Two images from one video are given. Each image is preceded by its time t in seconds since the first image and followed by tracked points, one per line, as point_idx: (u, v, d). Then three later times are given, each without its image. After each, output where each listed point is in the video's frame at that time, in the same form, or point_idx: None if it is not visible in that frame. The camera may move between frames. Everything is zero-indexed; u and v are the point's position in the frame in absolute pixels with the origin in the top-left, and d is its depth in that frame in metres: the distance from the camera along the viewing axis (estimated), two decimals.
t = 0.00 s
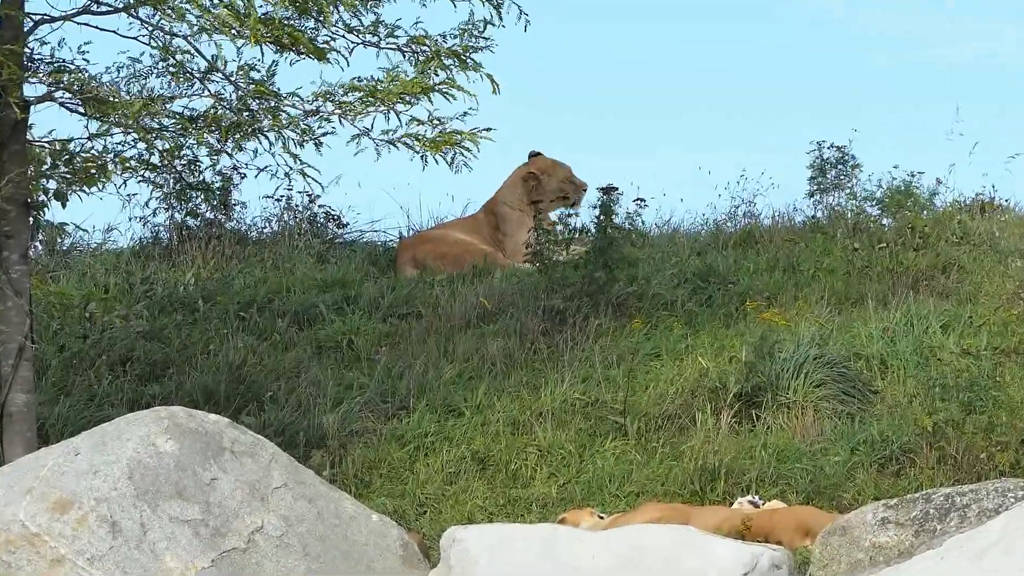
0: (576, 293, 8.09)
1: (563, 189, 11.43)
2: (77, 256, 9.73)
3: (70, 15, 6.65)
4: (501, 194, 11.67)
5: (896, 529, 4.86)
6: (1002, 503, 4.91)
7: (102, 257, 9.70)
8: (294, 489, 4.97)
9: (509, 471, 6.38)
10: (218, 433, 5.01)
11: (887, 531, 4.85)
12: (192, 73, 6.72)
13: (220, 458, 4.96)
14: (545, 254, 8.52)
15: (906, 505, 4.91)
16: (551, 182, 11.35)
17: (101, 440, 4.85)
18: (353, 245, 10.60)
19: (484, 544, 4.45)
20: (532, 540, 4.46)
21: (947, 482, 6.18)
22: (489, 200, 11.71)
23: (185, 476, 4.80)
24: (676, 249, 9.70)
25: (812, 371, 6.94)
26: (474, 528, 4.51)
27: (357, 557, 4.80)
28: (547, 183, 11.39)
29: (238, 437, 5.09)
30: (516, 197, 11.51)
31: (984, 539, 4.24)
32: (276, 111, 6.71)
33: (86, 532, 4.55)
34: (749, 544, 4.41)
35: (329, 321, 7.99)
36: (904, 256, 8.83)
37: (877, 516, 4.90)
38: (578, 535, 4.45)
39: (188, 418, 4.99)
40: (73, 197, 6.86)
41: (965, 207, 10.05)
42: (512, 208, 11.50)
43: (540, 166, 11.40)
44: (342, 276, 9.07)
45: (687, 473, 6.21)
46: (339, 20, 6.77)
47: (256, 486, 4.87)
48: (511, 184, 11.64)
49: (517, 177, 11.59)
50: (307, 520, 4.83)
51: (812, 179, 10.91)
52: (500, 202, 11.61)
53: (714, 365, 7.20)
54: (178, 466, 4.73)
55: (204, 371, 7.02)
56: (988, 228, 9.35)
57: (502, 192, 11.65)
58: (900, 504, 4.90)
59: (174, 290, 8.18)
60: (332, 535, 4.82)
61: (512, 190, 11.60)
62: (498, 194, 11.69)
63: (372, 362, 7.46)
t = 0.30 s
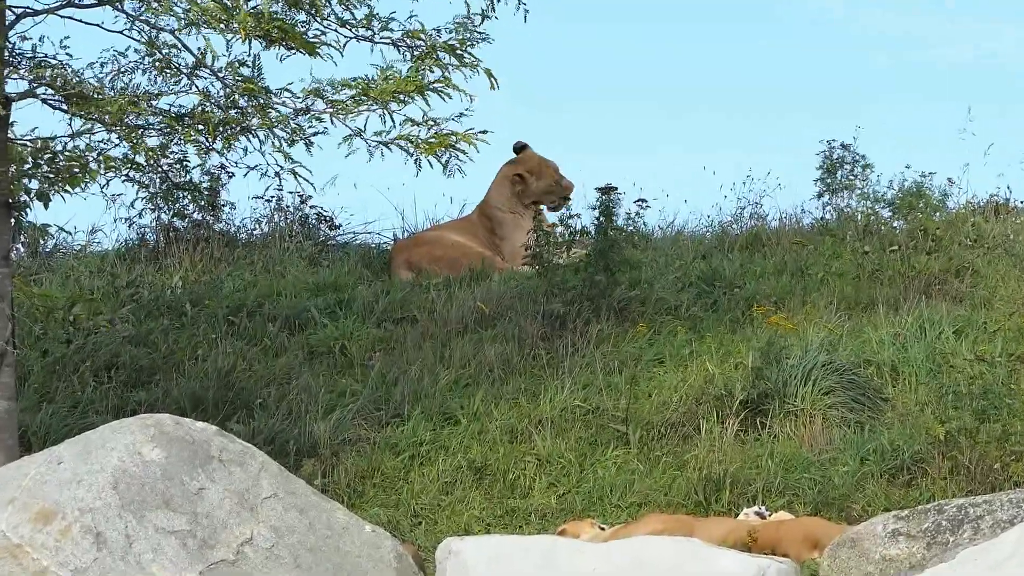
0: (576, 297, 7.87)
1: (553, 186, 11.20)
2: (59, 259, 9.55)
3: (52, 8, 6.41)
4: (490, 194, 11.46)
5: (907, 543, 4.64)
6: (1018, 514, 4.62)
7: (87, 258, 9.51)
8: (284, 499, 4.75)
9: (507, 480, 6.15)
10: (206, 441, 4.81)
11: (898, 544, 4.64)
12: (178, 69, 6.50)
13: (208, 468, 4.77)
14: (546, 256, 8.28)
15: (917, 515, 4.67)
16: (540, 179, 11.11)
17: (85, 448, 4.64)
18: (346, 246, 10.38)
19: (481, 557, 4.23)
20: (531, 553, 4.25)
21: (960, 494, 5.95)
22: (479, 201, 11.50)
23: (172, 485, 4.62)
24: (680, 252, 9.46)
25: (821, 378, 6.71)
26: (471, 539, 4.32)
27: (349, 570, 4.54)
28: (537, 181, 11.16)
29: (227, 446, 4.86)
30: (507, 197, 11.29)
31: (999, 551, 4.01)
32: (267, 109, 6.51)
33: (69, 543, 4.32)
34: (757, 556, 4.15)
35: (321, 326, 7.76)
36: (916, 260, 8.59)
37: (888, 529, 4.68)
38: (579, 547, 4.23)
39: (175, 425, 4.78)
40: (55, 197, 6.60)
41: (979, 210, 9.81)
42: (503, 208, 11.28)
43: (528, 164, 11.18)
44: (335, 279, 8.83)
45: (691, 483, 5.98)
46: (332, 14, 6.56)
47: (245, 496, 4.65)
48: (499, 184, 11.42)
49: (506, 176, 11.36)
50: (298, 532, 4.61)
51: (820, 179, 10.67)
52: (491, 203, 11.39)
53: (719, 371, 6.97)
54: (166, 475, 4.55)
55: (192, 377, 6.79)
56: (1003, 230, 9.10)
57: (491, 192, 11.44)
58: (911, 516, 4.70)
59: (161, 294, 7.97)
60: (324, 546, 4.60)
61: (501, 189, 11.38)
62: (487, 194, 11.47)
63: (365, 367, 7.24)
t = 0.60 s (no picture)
0: (576, 302, 7.63)
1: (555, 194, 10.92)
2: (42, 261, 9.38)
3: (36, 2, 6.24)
4: (488, 198, 11.19)
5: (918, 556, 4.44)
6: None
7: (70, 261, 9.34)
8: (273, 509, 4.53)
9: (504, 490, 5.92)
10: (193, 448, 4.61)
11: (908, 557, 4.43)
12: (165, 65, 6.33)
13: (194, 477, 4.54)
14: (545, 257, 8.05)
15: (928, 528, 4.51)
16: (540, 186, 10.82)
17: (67, 456, 4.44)
18: (338, 249, 10.19)
19: (476, 568, 4.09)
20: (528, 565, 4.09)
21: (975, 506, 5.72)
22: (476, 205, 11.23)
23: (158, 495, 4.42)
24: (683, 255, 9.24)
25: (829, 386, 6.49)
26: (466, 551, 4.19)
27: None
28: (537, 188, 10.87)
29: (214, 456, 4.62)
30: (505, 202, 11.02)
31: (1014, 564, 3.81)
32: (256, 105, 6.34)
33: (51, 555, 4.14)
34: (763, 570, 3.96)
35: (311, 332, 7.53)
36: (928, 264, 8.37)
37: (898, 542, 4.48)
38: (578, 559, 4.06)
39: (161, 433, 4.59)
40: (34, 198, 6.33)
41: (993, 214, 9.59)
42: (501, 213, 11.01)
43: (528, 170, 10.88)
44: (327, 283, 8.60)
45: (694, 493, 5.76)
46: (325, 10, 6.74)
47: (233, 506, 4.44)
48: (497, 188, 11.15)
49: (504, 181, 11.08)
50: (287, 544, 4.39)
51: (829, 180, 10.46)
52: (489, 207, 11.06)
53: (724, 377, 6.75)
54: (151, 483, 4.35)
55: (179, 382, 6.56)
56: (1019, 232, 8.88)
57: (489, 196, 11.17)
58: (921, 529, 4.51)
59: (146, 298, 7.77)
60: (315, 559, 4.37)
61: (500, 194, 11.11)
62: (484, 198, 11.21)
63: (357, 374, 7.00)
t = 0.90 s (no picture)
0: (575, 305, 7.41)
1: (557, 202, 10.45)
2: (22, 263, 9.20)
3: None
4: (490, 196, 10.72)
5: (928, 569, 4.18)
6: None
7: (51, 264, 9.14)
8: (262, 519, 4.32)
9: (500, 500, 5.71)
10: (177, 458, 4.39)
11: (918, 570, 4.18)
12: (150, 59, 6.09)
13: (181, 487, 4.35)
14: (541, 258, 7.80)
15: (940, 538, 4.24)
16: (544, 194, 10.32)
17: (48, 464, 4.20)
18: (328, 250, 10.00)
19: None
20: None
21: (987, 516, 5.48)
22: (476, 200, 10.79)
23: (142, 506, 4.18)
24: (685, 257, 9.03)
25: (836, 392, 6.27)
26: (462, 564, 3.92)
27: None
28: (541, 195, 10.38)
29: (201, 464, 4.44)
30: (506, 204, 10.55)
31: None
32: (245, 103, 6.15)
33: (32, 565, 3.86)
34: None
35: (301, 335, 7.31)
36: (938, 265, 8.17)
37: (907, 552, 4.23)
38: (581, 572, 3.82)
39: (146, 441, 4.37)
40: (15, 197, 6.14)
41: (1005, 214, 9.39)
42: (500, 214, 10.56)
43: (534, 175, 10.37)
44: (316, 284, 8.39)
45: (696, 503, 5.54)
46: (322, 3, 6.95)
47: (221, 516, 4.23)
48: (501, 187, 10.67)
49: (509, 181, 10.61)
50: (276, 555, 4.18)
51: (836, 179, 10.27)
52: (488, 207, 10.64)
53: (729, 382, 6.54)
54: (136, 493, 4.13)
55: (165, 388, 6.33)
56: None
57: (491, 194, 10.71)
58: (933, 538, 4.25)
59: (130, 301, 7.56)
60: (305, 573, 4.16)
61: (502, 193, 10.63)
62: (487, 195, 10.75)
63: (348, 379, 6.78)
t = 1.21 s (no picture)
0: (573, 309, 7.20)
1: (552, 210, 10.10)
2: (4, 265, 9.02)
3: None
4: (485, 199, 10.47)
5: None
6: None
7: (34, 267, 8.95)
8: (251, 531, 4.09)
9: (496, 511, 5.49)
10: (159, 467, 4.18)
11: None
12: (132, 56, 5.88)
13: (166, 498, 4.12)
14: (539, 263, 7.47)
15: (949, 550, 3.84)
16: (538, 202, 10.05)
17: (27, 473, 3.98)
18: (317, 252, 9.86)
19: None
20: None
21: (1000, 527, 5.29)
22: (471, 202, 10.54)
23: (126, 517, 3.95)
24: (687, 259, 8.82)
25: (843, 399, 6.05)
26: None
27: None
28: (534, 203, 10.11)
29: (187, 473, 4.21)
30: (500, 208, 10.31)
31: None
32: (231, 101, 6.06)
33: None
34: None
35: (289, 340, 7.10)
36: (948, 268, 7.97)
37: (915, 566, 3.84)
38: None
39: (130, 448, 4.15)
40: None
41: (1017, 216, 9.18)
42: (494, 219, 10.31)
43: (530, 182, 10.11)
44: (306, 287, 8.19)
45: (700, 514, 5.32)
46: None
47: (207, 527, 4.00)
48: (497, 191, 10.41)
49: (504, 186, 10.34)
50: (264, 568, 3.95)
51: (845, 178, 10.07)
52: (480, 211, 10.40)
53: (733, 389, 6.33)
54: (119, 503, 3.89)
55: (150, 394, 6.12)
56: None
57: (486, 197, 10.45)
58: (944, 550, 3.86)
59: (114, 305, 7.35)
60: None
61: (498, 197, 10.37)
62: (482, 197, 10.49)
63: (338, 385, 6.56)
